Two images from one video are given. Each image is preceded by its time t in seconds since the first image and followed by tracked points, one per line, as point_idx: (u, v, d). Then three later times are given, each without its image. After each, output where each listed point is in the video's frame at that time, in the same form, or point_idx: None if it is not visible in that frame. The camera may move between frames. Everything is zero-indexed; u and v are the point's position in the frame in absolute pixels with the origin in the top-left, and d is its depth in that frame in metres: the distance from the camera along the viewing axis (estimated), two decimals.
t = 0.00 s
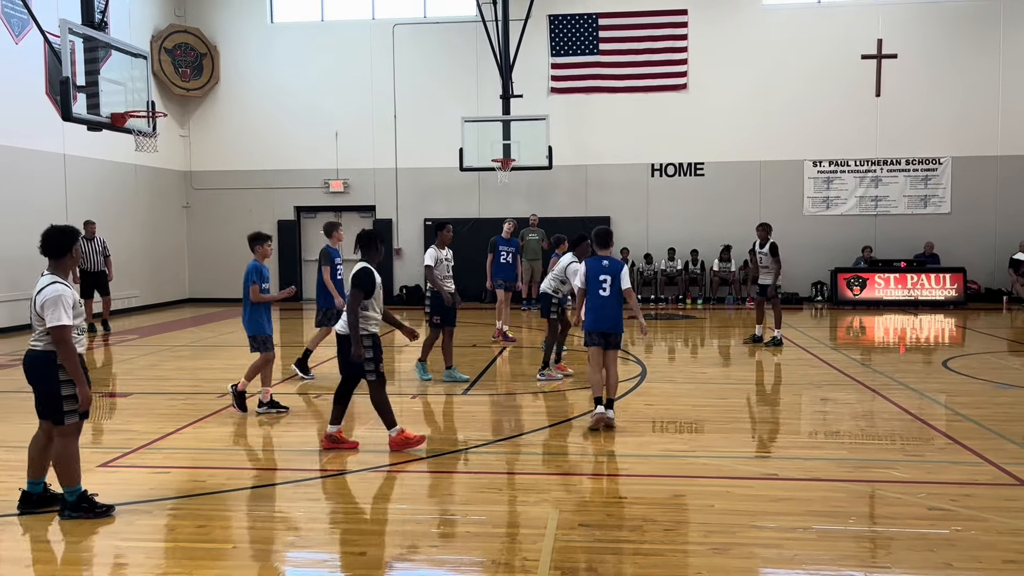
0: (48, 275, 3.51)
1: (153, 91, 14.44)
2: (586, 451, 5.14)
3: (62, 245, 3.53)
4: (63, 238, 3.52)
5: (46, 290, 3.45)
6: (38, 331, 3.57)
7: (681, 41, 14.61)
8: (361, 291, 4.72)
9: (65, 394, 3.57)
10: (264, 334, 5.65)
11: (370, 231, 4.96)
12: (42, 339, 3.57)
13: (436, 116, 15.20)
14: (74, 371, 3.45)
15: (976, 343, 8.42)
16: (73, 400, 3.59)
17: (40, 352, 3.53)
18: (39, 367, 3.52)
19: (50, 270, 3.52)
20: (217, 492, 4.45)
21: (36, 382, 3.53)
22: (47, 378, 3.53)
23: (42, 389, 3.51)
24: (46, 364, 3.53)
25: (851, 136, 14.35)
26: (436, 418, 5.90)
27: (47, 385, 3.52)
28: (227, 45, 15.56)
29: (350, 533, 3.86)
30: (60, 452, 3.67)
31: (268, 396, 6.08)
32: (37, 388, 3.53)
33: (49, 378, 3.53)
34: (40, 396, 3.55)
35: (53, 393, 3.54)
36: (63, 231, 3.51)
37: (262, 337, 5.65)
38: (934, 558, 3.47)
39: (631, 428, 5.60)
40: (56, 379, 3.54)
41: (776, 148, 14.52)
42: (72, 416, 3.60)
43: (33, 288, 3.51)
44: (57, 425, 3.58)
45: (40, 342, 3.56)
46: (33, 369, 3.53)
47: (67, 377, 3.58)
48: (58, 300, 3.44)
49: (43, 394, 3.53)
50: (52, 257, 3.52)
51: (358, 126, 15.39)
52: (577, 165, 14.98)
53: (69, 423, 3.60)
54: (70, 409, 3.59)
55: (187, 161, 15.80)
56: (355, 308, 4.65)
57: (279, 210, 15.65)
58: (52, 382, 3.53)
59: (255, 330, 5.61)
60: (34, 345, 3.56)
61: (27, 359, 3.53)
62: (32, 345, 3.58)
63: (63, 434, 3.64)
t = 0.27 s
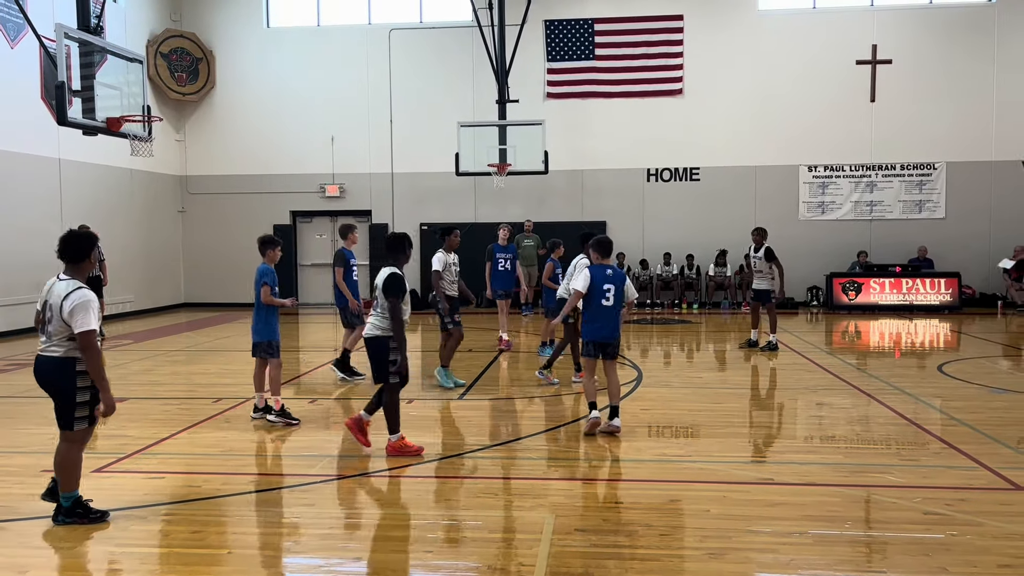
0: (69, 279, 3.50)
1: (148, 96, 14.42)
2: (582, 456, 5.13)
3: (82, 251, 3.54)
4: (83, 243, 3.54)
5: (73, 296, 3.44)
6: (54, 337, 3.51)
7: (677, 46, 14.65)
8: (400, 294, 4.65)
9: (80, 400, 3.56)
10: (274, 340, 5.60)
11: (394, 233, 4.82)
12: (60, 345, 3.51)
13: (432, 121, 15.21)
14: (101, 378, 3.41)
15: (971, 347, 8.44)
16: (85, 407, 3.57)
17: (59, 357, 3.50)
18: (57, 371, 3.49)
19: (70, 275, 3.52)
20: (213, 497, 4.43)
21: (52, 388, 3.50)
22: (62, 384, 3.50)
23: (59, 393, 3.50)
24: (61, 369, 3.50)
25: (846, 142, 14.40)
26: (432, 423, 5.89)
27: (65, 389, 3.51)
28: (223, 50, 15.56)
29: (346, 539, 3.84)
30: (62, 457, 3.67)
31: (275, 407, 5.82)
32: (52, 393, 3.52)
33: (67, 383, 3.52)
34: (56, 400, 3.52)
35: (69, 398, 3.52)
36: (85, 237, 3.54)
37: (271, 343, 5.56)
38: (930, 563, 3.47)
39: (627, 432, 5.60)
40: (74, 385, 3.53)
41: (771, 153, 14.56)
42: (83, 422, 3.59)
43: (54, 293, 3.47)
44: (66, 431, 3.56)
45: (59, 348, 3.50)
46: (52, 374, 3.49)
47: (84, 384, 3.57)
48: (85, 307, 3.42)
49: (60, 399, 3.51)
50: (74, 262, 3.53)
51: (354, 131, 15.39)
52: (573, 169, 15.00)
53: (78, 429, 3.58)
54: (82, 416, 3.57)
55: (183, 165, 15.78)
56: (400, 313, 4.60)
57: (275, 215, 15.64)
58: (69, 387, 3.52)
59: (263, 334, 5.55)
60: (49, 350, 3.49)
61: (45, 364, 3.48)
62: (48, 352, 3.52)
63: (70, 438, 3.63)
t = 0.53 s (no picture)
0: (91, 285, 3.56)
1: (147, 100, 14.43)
2: (581, 461, 5.13)
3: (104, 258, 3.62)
4: (100, 248, 3.61)
5: (98, 302, 3.49)
6: (74, 341, 3.53)
7: (675, 51, 14.67)
8: (430, 298, 4.73)
9: (94, 404, 3.57)
10: (290, 345, 5.61)
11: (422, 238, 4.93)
12: (80, 350, 3.53)
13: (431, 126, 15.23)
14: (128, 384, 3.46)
15: (970, 352, 8.44)
16: (98, 412, 3.59)
17: (80, 362, 3.52)
18: (76, 375, 3.51)
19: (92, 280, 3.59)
20: (211, 502, 4.42)
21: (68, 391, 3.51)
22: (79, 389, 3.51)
23: (75, 396, 3.51)
24: (80, 373, 3.52)
25: (844, 147, 14.42)
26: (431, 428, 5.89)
27: (82, 393, 3.52)
28: (222, 54, 15.57)
29: (344, 544, 3.83)
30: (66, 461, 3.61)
31: (274, 413, 5.80)
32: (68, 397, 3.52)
33: (84, 387, 3.53)
34: (71, 403, 3.52)
35: (83, 403, 3.53)
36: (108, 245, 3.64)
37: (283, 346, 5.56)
38: (929, 567, 3.47)
39: (626, 437, 5.60)
40: (90, 389, 3.55)
41: (769, 158, 14.59)
42: (94, 427, 3.60)
43: (78, 299, 3.52)
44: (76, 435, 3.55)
45: (80, 352, 3.53)
46: (71, 378, 3.51)
47: (99, 389, 3.59)
48: (112, 313, 3.49)
49: (75, 402, 3.52)
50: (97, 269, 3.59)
51: (353, 136, 15.40)
52: (572, 174, 15.02)
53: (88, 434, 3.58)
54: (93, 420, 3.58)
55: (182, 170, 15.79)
56: (432, 315, 4.67)
57: (273, 220, 15.64)
58: (86, 392, 3.54)
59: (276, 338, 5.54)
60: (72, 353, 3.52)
61: (65, 368, 3.49)
62: (68, 355, 3.54)
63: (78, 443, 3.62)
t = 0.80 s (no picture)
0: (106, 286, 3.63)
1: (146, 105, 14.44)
2: (580, 465, 5.13)
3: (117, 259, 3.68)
4: (112, 249, 3.68)
5: (109, 299, 3.56)
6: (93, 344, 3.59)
7: (674, 56, 14.70)
8: (453, 294, 4.85)
9: (110, 407, 3.58)
10: (294, 352, 5.59)
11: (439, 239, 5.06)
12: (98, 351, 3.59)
13: (430, 131, 15.24)
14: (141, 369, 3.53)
15: (968, 357, 8.44)
16: (114, 415, 3.59)
17: (96, 363, 3.56)
18: (92, 378, 3.55)
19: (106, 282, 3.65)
20: (210, 506, 4.41)
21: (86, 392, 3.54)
22: (95, 389, 3.54)
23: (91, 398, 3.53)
24: (95, 375, 3.55)
25: (843, 151, 14.44)
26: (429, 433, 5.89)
27: (96, 396, 3.54)
28: (221, 59, 15.60)
29: (342, 548, 3.82)
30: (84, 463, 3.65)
31: (274, 418, 5.83)
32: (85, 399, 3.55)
33: (99, 389, 3.55)
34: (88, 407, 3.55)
35: (98, 405, 3.55)
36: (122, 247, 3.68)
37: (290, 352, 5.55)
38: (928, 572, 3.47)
39: (625, 441, 5.60)
40: (105, 392, 3.57)
41: (767, 163, 14.61)
42: (111, 430, 3.61)
43: (92, 301, 3.59)
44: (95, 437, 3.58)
45: (97, 354, 3.58)
46: (88, 379, 3.55)
47: (115, 392, 3.59)
48: (121, 309, 3.53)
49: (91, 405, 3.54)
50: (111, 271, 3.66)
51: (352, 140, 15.42)
52: (570, 179, 15.03)
53: (107, 436, 3.61)
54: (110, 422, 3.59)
55: (180, 175, 15.78)
56: (452, 311, 4.77)
57: (272, 224, 15.63)
58: (101, 394, 3.55)
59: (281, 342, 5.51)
60: (88, 356, 3.58)
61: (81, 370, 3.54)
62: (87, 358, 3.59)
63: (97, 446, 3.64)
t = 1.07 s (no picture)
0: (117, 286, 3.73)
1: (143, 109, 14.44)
2: (578, 470, 5.12)
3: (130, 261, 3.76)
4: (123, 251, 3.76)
5: (115, 297, 3.65)
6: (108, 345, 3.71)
7: (670, 61, 14.73)
8: (471, 294, 4.98)
9: (133, 404, 3.71)
10: (293, 357, 5.63)
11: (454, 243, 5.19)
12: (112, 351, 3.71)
13: (427, 135, 15.25)
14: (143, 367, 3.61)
15: (965, 361, 8.45)
16: (142, 411, 3.74)
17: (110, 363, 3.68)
18: (107, 376, 3.66)
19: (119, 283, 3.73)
20: (206, 512, 4.40)
21: (103, 391, 3.67)
22: (110, 387, 3.66)
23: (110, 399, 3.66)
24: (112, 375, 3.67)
25: (840, 156, 14.47)
26: (425, 437, 5.88)
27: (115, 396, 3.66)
28: (219, 64, 15.60)
29: (339, 553, 3.81)
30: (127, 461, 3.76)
31: (269, 423, 5.81)
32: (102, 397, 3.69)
33: (117, 389, 3.67)
34: (111, 407, 3.69)
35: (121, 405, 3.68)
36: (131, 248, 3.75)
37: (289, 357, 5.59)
38: None
39: (622, 446, 5.60)
40: (124, 391, 3.68)
41: (764, 168, 14.63)
42: (146, 425, 3.75)
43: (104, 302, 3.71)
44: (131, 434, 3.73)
45: (109, 353, 3.69)
46: (103, 378, 3.66)
47: (132, 388, 3.71)
48: (123, 305, 3.61)
49: (113, 404, 3.67)
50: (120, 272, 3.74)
51: (349, 145, 15.42)
52: (567, 183, 15.04)
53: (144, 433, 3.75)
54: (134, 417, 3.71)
55: (177, 179, 15.77)
56: (472, 310, 4.91)
57: (269, 228, 15.62)
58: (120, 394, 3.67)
59: (284, 347, 5.53)
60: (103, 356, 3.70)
61: (97, 372, 3.66)
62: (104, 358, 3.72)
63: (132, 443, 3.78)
